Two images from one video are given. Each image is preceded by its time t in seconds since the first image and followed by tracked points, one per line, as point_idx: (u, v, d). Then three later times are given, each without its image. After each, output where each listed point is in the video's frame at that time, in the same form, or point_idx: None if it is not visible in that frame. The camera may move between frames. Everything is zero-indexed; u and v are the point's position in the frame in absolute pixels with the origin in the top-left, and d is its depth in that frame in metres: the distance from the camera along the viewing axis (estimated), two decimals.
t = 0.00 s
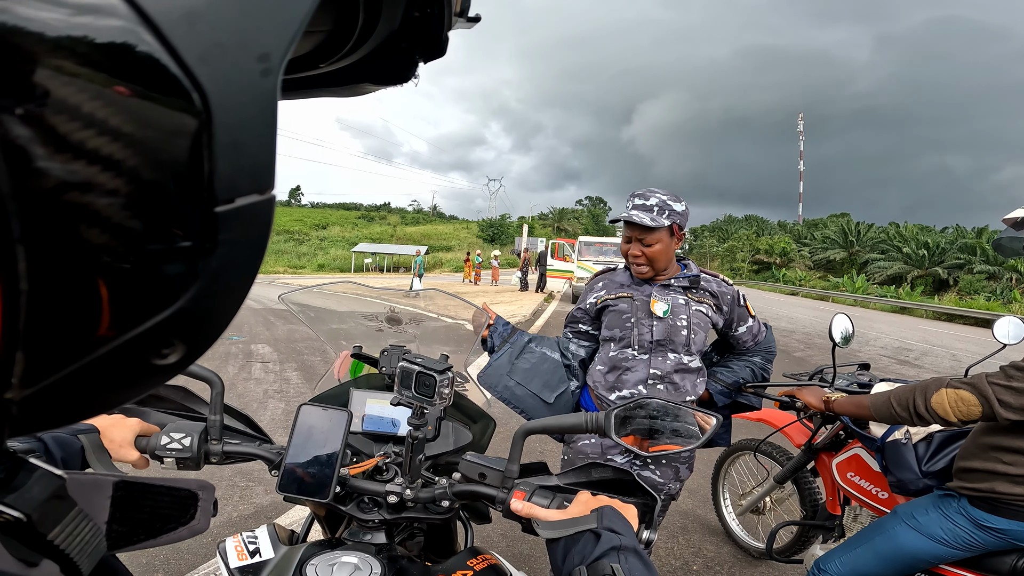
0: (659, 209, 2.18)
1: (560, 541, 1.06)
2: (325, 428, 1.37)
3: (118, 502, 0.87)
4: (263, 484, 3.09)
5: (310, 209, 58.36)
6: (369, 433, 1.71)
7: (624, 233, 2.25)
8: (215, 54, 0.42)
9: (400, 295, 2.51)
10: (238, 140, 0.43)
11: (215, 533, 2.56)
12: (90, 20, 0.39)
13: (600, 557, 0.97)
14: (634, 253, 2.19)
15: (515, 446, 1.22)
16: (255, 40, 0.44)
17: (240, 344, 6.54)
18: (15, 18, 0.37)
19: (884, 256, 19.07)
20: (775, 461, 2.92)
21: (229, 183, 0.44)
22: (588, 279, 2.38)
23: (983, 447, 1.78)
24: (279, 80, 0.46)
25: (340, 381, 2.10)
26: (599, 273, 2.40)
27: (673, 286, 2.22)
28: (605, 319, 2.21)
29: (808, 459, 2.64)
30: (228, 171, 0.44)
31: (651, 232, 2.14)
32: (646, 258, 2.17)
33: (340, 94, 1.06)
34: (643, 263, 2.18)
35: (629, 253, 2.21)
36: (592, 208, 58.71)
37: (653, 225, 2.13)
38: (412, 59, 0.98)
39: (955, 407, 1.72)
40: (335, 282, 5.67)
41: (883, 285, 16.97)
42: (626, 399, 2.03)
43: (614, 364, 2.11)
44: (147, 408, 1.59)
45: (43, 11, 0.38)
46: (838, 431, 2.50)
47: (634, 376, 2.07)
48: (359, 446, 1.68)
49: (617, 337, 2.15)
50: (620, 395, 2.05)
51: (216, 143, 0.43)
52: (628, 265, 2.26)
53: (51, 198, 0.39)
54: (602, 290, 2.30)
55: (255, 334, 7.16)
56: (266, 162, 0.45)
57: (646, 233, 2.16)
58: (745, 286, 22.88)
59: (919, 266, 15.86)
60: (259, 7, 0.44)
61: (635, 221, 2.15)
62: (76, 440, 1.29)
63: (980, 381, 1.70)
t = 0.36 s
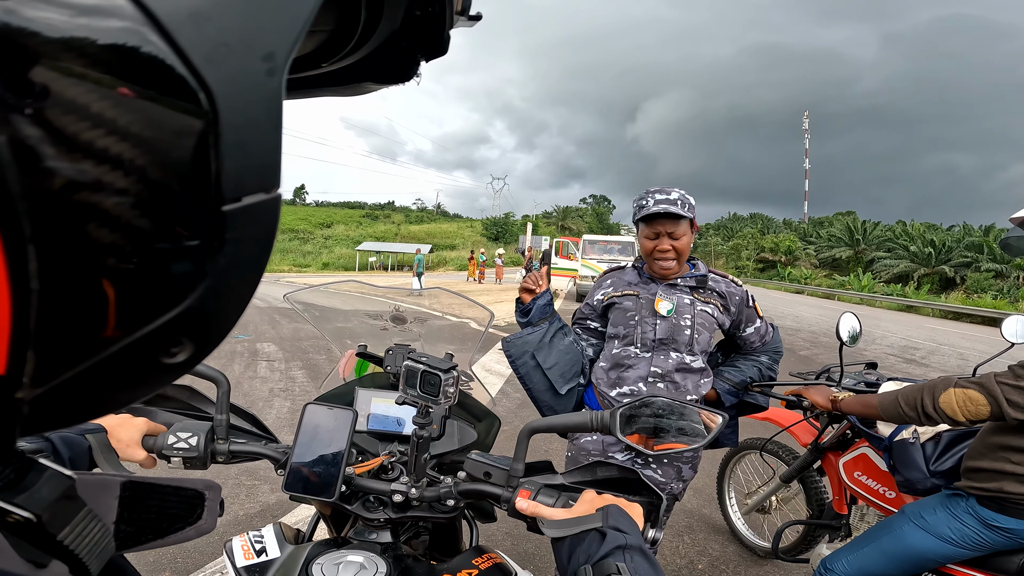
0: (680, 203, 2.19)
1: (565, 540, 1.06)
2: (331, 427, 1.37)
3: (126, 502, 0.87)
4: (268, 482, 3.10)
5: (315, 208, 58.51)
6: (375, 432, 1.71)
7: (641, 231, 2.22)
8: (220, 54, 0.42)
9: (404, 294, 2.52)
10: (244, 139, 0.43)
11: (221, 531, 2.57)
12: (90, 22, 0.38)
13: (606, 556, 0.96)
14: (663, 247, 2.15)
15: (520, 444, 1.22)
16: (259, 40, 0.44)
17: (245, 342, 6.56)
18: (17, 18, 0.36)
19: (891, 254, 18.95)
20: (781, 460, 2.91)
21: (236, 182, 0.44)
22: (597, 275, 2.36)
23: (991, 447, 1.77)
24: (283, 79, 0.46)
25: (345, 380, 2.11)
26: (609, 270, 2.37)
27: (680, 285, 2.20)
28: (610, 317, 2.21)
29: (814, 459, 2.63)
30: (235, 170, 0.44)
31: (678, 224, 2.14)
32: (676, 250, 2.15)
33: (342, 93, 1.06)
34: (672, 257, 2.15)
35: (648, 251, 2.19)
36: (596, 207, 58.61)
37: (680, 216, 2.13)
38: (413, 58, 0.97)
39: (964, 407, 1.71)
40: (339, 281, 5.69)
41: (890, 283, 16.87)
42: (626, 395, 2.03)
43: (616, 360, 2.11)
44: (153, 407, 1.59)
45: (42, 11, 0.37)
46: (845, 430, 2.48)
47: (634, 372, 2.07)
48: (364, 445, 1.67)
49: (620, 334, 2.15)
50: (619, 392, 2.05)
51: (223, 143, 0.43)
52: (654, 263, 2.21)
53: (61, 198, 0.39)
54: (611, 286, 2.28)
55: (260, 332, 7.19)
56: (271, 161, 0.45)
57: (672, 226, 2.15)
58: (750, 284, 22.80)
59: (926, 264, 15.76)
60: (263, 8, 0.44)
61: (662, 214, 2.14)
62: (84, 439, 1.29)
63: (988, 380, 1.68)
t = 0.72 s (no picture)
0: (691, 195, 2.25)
1: (569, 540, 1.05)
2: (334, 426, 1.37)
3: (131, 503, 0.87)
4: (271, 482, 3.10)
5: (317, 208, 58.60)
6: (378, 432, 1.71)
7: (674, 226, 2.17)
8: (222, 55, 0.42)
9: (406, 294, 2.51)
10: (247, 139, 0.43)
11: (225, 531, 2.57)
12: (87, 23, 0.39)
13: (610, 556, 0.96)
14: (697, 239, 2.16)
15: (524, 444, 1.22)
16: (261, 40, 0.43)
17: (248, 342, 6.57)
18: (17, 21, 0.37)
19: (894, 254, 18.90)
20: (785, 460, 2.90)
21: (239, 182, 0.43)
22: (592, 283, 2.33)
23: (996, 448, 1.76)
24: (286, 80, 0.45)
25: (348, 380, 2.10)
26: (605, 272, 2.34)
27: (684, 286, 2.22)
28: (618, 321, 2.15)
29: (818, 459, 2.62)
30: (238, 170, 0.43)
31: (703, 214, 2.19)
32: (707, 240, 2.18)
33: (342, 93, 1.05)
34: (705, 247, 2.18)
35: (690, 245, 2.15)
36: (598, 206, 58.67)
37: (703, 205, 2.19)
38: (413, 58, 0.97)
39: (969, 408, 1.70)
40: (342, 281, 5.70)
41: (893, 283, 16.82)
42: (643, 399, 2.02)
43: (629, 365, 2.08)
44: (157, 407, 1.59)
45: (41, 13, 0.38)
46: (849, 430, 2.47)
47: (650, 376, 2.07)
48: (367, 445, 1.67)
49: (632, 339, 2.10)
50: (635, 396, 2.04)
51: (225, 144, 0.42)
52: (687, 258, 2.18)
53: (65, 200, 0.39)
54: (614, 291, 2.23)
55: (263, 332, 7.21)
56: (275, 162, 0.45)
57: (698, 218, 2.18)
58: (752, 284, 22.75)
59: (929, 263, 15.71)
60: (265, 8, 0.44)
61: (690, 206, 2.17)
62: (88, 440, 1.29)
63: (993, 380, 1.68)
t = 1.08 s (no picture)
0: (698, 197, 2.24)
1: (571, 540, 1.05)
2: (336, 427, 1.37)
3: (134, 503, 0.87)
4: (274, 482, 3.10)
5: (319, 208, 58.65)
6: (379, 433, 1.71)
7: (679, 227, 2.17)
8: (216, 55, 0.41)
9: (408, 294, 2.51)
10: (243, 140, 0.42)
11: (228, 531, 2.58)
12: (84, 27, 0.38)
13: (612, 556, 0.96)
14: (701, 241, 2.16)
15: (525, 445, 1.21)
16: (256, 41, 0.43)
17: (250, 342, 6.58)
18: (14, 25, 0.37)
19: (896, 253, 18.86)
20: (788, 461, 2.90)
21: (235, 182, 0.43)
22: (597, 282, 2.31)
23: (1000, 448, 1.76)
24: (281, 81, 0.45)
25: (350, 380, 2.10)
26: (609, 272, 2.32)
27: (690, 288, 2.24)
28: (629, 324, 2.14)
29: (821, 460, 2.62)
30: (233, 170, 0.43)
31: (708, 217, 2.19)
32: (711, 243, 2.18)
33: (338, 95, 1.05)
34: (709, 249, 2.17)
35: (693, 247, 2.15)
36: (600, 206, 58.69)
37: (709, 207, 2.18)
38: (409, 58, 0.97)
39: (973, 408, 1.70)
40: (343, 281, 5.70)
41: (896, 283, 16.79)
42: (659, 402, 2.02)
43: (641, 368, 2.08)
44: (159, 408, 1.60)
45: (36, 17, 0.38)
46: (852, 431, 2.47)
47: (663, 378, 2.06)
48: (370, 445, 1.67)
49: (645, 341, 2.09)
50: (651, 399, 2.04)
51: (221, 145, 0.42)
52: (690, 260, 2.18)
53: (62, 199, 0.39)
54: (623, 292, 2.21)
55: (265, 332, 7.21)
56: (271, 163, 0.44)
57: (703, 220, 2.18)
58: (754, 285, 22.72)
59: (932, 264, 15.68)
60: (260, 9, 0.44)
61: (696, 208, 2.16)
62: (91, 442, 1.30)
63: (997, 381, 1.67)
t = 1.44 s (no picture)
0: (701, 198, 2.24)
1: (574, 541, 1.05)
2: (339, 427, 1.37)
3: (138, 505, 0.87)
4: (276, 482, 3.11)
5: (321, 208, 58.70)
6: (382, 433, 1.71)
7: (681, 227, 2.17)
8: (186, 62, 0.39)
9: (410, 294, 2.51)
10: (221, 150, 0.41)
11: (230, 531, 2.58)
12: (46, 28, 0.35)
13: (615, 556, 0.96)
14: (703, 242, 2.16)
15: (528, 445, 1.21)
16: (235, 44, 0.41)
17: (252, 342, 6.59)
18: None
19: (899, 254, 18.82)
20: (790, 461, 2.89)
21: (214, 198, 0.41)
22: (601, 278, 2.31)
23: (1004, 449, 1.75)
24: (263, 85, 0.43)
25: (352, 381, 2.10)
26: (610, 272, 2.32)
27: (692, 289, 2.24)
28: (632, 324, 2.14)
29: (823, 460, 2.61)
30: (212, 184, 0.40)
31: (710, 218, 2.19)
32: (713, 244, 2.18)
33: (357, 97, 1.05)
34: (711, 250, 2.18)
35: (696, 248, 2.15)
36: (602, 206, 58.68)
37: (712, 208, 2.19)
38: (427, 61, 0.95)
39: (977, 408, 1.69)
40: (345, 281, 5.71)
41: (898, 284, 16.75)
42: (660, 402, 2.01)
43: (643, 369, 2.08)
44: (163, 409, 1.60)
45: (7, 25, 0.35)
46: (855, 432, 2.46)
47: (667, 379, 2.06)
48: (373, 445, 1.67)
49: (647, 341, 2.09)
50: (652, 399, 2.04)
51: (196, 158, 0.40)
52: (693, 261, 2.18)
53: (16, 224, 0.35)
54: (626, 292, 2.21)
55: (267, 332, 7.22)
56: (252, 172, 0.43)
57: (706, 221, 2.18)
58: (756, 285, 22.68)
59: (935, 264, 15.65)
60: (235, 9, 0.41)
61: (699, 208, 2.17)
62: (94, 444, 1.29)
63: (1001, 381, 1.67)
